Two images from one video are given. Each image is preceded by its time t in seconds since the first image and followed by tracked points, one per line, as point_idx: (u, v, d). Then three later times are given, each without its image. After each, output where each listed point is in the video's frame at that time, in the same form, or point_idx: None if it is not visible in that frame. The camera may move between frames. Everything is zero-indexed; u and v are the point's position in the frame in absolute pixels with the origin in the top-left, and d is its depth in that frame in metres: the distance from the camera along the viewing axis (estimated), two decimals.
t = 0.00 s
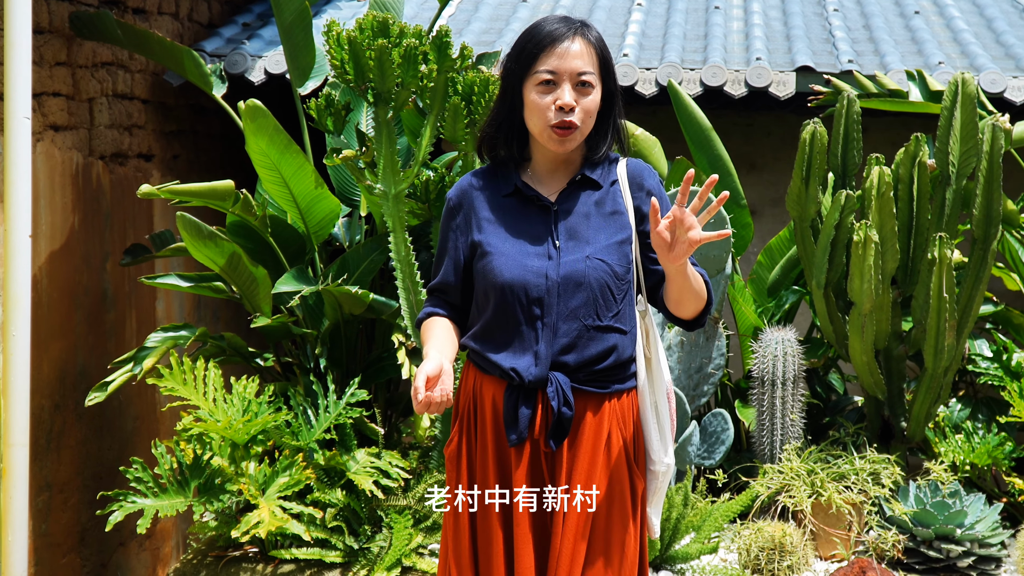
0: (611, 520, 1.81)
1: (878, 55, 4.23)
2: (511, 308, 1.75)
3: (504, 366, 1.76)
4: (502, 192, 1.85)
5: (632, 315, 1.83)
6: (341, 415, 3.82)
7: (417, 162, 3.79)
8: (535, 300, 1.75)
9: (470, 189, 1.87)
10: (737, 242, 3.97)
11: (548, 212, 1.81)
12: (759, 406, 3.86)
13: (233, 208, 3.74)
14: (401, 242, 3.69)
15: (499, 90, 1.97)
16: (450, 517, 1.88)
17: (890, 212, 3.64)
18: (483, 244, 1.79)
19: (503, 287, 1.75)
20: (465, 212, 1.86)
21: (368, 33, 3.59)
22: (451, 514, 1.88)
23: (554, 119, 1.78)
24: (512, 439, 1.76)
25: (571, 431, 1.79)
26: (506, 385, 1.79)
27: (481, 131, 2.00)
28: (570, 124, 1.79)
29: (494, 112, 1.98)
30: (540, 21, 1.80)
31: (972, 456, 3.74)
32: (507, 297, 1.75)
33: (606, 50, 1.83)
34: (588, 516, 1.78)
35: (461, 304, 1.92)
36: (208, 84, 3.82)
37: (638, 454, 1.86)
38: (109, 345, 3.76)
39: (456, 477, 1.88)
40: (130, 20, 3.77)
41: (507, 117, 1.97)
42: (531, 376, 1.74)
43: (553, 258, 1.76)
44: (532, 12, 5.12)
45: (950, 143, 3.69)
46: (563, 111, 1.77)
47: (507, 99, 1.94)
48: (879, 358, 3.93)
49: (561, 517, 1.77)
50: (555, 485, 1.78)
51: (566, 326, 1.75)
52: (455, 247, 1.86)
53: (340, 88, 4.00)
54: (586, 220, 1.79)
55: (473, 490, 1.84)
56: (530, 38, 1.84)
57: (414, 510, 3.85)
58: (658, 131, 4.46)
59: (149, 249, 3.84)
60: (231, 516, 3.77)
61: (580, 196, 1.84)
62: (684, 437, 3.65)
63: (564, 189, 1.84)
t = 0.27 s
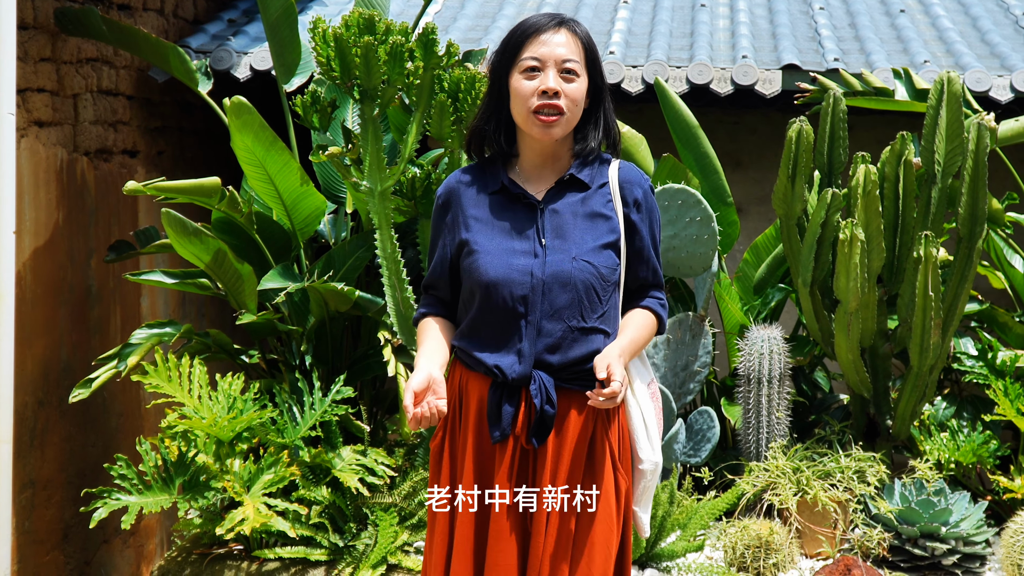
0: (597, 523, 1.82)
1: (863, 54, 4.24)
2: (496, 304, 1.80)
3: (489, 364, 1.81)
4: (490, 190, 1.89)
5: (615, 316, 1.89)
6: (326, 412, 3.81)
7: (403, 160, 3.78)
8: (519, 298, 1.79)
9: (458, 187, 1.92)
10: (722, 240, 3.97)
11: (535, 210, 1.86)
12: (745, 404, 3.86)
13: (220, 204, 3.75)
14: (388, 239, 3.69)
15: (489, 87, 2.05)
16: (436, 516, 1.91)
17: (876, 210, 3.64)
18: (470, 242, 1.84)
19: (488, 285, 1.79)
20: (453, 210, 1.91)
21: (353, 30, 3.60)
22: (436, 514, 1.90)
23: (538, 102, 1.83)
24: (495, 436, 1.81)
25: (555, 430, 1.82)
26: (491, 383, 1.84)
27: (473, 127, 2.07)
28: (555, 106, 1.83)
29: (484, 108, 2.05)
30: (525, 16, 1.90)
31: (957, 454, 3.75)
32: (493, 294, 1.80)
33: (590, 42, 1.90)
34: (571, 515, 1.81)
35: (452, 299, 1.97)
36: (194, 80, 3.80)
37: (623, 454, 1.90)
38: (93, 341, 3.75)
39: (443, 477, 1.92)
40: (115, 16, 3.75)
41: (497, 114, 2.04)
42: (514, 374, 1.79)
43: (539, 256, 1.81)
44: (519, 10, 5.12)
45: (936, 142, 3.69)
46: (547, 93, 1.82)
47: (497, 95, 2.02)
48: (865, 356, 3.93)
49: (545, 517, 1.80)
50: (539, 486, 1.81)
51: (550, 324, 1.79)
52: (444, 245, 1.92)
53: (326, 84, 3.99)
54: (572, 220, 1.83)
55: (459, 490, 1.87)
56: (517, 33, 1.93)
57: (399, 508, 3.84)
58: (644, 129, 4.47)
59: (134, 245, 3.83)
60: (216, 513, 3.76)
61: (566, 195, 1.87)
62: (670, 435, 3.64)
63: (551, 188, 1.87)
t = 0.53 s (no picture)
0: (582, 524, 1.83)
1: (849, 52, 4.25)
2: (483, 299, 1.81)
3: (475, 359, 1.82)
4: (478, 185, 1.90)
5: (601, 311, 1.89)
6: (311, 409, 3.80)
7: (389, 156, 3.77)
8: (506, 293, 1.80)
9: (447, 183, 1.93)
10: (708, 238, 3.98)
11: (522, 205, 1.86)
12: (730, 402, 3.86)
13: (204, 201, 3.72)
14: (373, 236, 3.66)
15: (479, 82, 2.06)
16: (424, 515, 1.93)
17: (862, 208, 3.63)
18: (458, 237, 1.85)
19: (475, 279, 1.80)
20: (442, 206, 1.92)
21: (339, 26, 3.61)
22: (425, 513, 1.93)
23: (527, 101, 1.84)
24: (482, 433, 1.81)
25: (542, 427, 1.82)
26: (477, 378, 1.84)
27: (461, 122, 2.07)
28: (543, 106, 1.85)
29: (473, 103, 2.05)
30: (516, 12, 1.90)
31: (942, 452, 3.76)
32: (479, 288, 1.81)
33: (580, 40, 1.91)
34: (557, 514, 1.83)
35: (440, 296, 1.99)
36: (179, 76, 3.79)
37: (610, 451, 1.90)
38: (77, 338, 3.74)
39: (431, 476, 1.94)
40: (100, 11, 3.74)
41: (486, 110, 2.04)
42: (501, 369, 1.79)
43: (525, 251, 1.81)
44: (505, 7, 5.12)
45: (921, 140, 3.70)
46: (536, 93, 1.84)
47: (486, 91, 2.02)
48: (850, 354, 3.93)
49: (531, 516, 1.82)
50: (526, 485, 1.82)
51: (536, 318, 1.80)
52: (433, 241, 1.93)
53: (311, 80, 3.98)
54: (559, 214, 1.84)
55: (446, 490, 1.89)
56: (507, 30, 1.93)
57: (384, 505, 3.84)
58: (631, 126, 4.47)
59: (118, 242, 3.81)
60: (200, 510, 3.76)
61: (554, 189, 1.88)
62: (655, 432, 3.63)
63: (539, 183, 1.89)
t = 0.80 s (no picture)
0: (573, 524, 1.81)
1: (837, 51, 4.26)
2: (475, 296, 1.81)
3: (467, 357, 1.82)
4: (471, 183, 1.91)
5: (594, 309, 1.88)
6: (298, 407, 3.79)
7: (377, 153, 3.76)
8: (498, 291, 1.80)
9: (441, 180, 1.94)
10: (696, 237, 3.98)
11: (515, 203, 1.86)
12: (717, 400, 3.86)
13: (192, 197, 3.70)
14: (360, 233, 3.66)
15: (471, 80, 2.05)
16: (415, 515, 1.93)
17: (850, 207, 3.63)
18: (451, 234, 1.86)
19: (467, 276, 1.81)
20: (436, 204, 1.93)
21: (328, 24, 3.54)
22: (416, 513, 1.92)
23: (518, 100, 1.84)
24: (473, 430, 1.81)
25: (532, 424, 1.82)
26: (469, 376, 1.84)
27: (455, 119, 2.07)
28: (533, 105, 1.84)
29: (467, 101, 2.05)
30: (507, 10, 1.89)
31: (928, 451, 3.76)
32: (472, 285, 1.81)
33: (573, 39, 1.89)
34: (548, 514, 1.82)
35: (434, 294, 2.00)
36: (166, 72, 3.78)
37: (601, 450, 1.89)
38: (63, 334, 3.72)
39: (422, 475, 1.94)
40: (87, 6, 3.72)
41: (479, 107, 2.04)
42: (492, 367, 1.79)
43: (518, 249, 1.81)
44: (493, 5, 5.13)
45: (909, 139, 3.70)
46: (527, 92, 1.83)
47: (478, 89, 2.02)
48: (838, 353, 3.93)
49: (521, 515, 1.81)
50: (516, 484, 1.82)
51: (528, 316, 1.80)
52: (427, 239, 1.94)
53: (299, 77, 3.97)
54: (552, 212, 1.84)
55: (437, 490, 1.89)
56: (500, 28, 1.92)
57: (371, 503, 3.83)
58: (619, 125, 4.47)
59: (105, 238, 3.80)
60: (187, 507, 3.75)
61: (548, 186, 1.88)
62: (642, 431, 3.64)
63: (532, 181, 1.89)
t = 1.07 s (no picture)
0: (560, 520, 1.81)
1: (823, 50, 4.28)
2: (464, 289, 1.82)
3: (455, 350, 1.83)
4: (461, 176, 1.92)
5: (583, 304, 1.89)
6: (284, 403, 3.78)
7: (364, 150, 3.75)
8: (487, 284, 1.81)
9: (431, 174, 1.95)
10: (682, 234, 3.98)
11: (504, 196, 1.87)
12: (703, 398, 3.85)
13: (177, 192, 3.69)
14: (346, 229, 3.65)
15: (463, 76, 2.06)
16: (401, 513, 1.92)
17: (836, 206, 3.62)
18: (441, 227, 1.86)
19: (457, 270, 1.81)
20: (425, 197, 1.94)
21: (315, 18, 3.57)
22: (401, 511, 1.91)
23: (510, 97, 1.85)
24: (460, 425, 1.81)
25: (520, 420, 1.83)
26: (457, 370, 1.85)
27: (446, 115, 2.08)
28: (525, 102, 1.85)
29: (458, 97, 2.06)
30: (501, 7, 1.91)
31: (914, 450, 3.77)
32: (461, 279, 1.82)
33: (565, 37, 1.91)
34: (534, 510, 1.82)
35: (422, 287, 2.00)
36: (153, 67, 3.77)
37: (588, 447, 1.89)
38: (47, 329, 3.71)
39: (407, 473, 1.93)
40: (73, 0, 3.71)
41: (470, 103, 2.06)
42: (481, 361, 1.80)
43: (508, 242, 1.82)
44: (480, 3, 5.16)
45: (896, 139, 3.68)
46: (519, 88, 1.84)
47: (470, 85, 2.03)
48: (824, 352, 3.93)
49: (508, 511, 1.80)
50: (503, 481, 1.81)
51: (517, 310, 1.81)
52: (415, 231, 1.94)
53: (286, 72, 3.96)
54: (541, 207, 1.84)
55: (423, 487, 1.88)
56: (493, 25, 1.93)
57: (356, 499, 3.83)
58: (606, 123, 4.49)
59: (90, 233, 3.79)
60: (171, 503, 3.74)
61: (538, 181, 1.89)
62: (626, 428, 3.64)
63: (522, 175, 1.90)
